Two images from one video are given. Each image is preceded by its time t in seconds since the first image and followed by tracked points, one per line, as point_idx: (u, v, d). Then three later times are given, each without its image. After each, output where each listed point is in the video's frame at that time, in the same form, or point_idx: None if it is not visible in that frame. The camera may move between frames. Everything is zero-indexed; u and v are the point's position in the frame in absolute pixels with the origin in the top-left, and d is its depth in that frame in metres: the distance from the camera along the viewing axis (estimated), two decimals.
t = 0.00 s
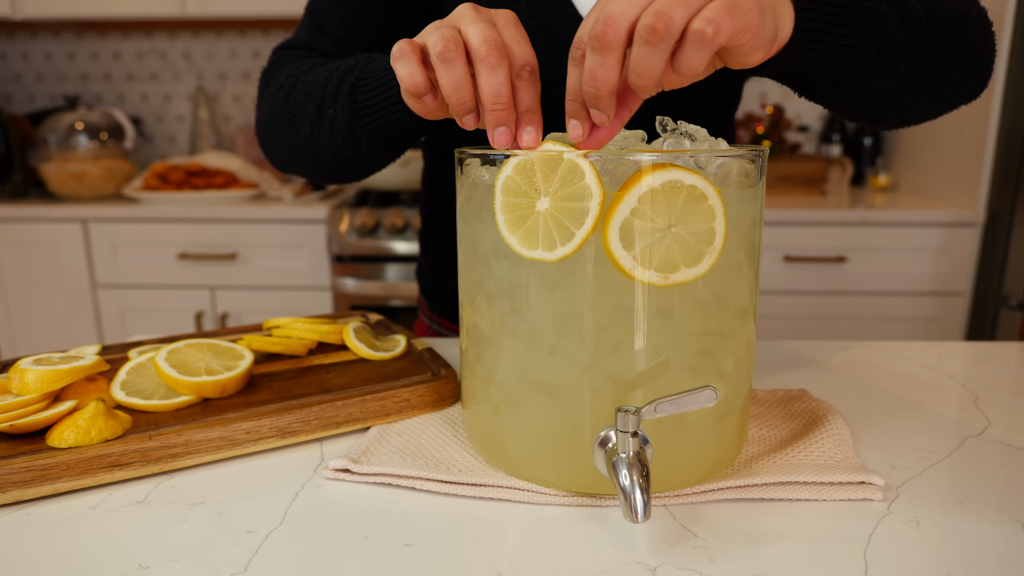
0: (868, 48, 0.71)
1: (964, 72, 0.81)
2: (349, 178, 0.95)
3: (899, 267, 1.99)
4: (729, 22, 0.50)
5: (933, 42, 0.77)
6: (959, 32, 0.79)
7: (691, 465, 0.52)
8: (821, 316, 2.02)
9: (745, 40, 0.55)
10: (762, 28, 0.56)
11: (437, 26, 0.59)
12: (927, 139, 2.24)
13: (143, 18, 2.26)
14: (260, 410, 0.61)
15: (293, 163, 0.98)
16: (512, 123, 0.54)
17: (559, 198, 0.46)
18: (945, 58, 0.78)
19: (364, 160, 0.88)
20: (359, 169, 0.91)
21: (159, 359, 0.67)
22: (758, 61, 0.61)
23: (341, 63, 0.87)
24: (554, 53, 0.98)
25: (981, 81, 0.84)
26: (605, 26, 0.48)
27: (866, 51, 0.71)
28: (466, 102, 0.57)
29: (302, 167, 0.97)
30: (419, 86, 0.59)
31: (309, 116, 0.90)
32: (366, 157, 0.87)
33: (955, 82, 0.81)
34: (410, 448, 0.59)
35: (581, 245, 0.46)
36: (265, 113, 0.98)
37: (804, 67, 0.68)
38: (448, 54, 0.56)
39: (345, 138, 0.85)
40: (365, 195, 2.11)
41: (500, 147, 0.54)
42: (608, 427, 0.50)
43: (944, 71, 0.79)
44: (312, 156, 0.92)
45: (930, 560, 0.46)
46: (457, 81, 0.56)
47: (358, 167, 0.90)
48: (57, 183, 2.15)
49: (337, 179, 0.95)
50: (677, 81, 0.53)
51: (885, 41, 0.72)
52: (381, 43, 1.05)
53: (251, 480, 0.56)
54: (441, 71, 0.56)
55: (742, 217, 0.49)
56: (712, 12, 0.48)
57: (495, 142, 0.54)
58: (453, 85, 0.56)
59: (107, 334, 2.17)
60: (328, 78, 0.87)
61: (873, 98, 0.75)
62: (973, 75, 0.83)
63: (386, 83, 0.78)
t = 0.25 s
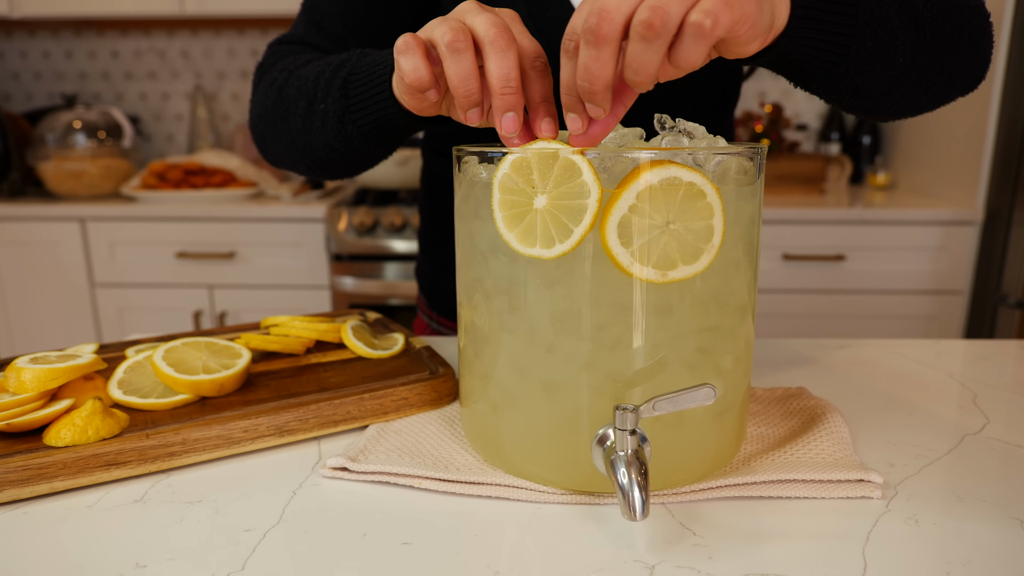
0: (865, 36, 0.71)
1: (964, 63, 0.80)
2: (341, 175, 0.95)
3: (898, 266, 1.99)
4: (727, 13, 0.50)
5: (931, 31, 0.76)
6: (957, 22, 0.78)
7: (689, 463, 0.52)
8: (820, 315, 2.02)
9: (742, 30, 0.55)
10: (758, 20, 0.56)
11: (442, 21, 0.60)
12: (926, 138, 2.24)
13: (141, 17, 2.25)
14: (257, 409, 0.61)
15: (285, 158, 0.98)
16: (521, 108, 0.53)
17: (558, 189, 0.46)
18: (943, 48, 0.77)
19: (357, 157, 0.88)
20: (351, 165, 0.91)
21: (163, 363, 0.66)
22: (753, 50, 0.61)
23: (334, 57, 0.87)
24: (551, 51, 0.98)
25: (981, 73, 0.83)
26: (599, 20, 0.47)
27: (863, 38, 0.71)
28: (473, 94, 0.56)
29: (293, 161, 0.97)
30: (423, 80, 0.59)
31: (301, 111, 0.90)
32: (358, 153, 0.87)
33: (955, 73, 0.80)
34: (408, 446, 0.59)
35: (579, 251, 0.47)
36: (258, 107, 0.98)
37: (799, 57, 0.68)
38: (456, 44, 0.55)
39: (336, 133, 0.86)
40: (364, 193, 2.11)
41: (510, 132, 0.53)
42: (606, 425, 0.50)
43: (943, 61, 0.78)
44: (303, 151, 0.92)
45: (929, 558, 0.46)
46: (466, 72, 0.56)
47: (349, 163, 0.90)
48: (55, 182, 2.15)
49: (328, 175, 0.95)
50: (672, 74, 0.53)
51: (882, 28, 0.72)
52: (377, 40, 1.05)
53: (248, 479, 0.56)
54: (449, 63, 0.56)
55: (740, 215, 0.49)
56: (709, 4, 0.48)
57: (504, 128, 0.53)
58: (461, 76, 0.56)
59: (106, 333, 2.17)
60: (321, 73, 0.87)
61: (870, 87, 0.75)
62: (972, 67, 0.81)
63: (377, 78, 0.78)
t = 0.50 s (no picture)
0: (861, 31, 0.71)
1: (964, 57, 0.78)
2: (336, 171, 0.95)
3: (898, 264, 1.99)
4: (719, 15, 0.49)
5: (929, 25, 0.74)
6: (954, 16, 0.76)
7: (690, 462, 0.52)
8: (820, 313, 2.01)
9: (734, 31, 0.55)
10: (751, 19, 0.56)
11: (442, 22, 0.60)
12: (926, 137, 2.24)
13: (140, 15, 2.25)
14: (257, 408, 0.61)
15: (280, 152, 0.98)
16: (518, 109, 0.53)
17: (557, 186, 0.45)
18: (941, 42, 0.75)
19: (352, 153, 0.88)
20: (346, 162, 0.91)
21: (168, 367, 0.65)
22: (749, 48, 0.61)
23: (331, 53, 0.87)
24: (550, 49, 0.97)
25: (980, 66, 0.82)
26: (591, 25, 0.47)
27: (858, 35, 0.71)
28: (470, 97, 0.56)
29: (289, 155, 0.97)
30: (420, 80, 0.59)
31: (297, 105, 0.90)
32: (355, 150, 0.87)
33: (956, 66, 0.79)
34: (408, 445, 0.59)
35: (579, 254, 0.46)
36: (254, 100, 0.98)
37: (794, 53, 0.69)
38: (456, 48, 0.55)
39: (332, 129, 0.86)
40: (364, 192, 2.11)
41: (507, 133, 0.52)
42: (607, 424, 0.50)
43: (941, 56, 0.76)
44: (299, 145, 0.92)
45: (930, 557, 0.46)
46: (464, 75, 0.55)
47: (345, 159, 0.90)
48: (55, 181, 2.15)
49: (324, 171, 0.95)
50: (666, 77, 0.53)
51: (878, 24, 0.72)
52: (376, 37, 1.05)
53: (248, 478, 0.56)
54: (448, 65, 0.56)
55: (741, 213, 0.49)
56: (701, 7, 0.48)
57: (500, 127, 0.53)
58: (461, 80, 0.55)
59: (106, 332, 2.17)
60: (318, 67, 0.87)
61: (867, 83, 0.75)
62: (972, 61, 0.80)
63: (373, 73, 0.78)
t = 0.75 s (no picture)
0: (867, 25, 0.71)
1: (967, 56, 0.78)
2: (338, 159, 0.95)
3: (899, 260, 1.99)
4: None
5: (935, 22, 0.75)
6: (959, 15, 0.76)
7: (693, 456, 0.51)
8: (821, 309, 2.01)
9: (740, 14, 0.55)
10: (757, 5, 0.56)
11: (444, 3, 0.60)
12: (927, 133, 2.23)
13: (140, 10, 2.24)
14: (259, 402, 0.61)
15: (283, 143, 0.98)
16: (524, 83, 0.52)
17: (559, 178, 0.45)
18: (946, 40, 0.76)
19: (351, 138, 0.88)
20: (346, 149, 0.91)
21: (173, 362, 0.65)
22: (754, 36, 0.61)
23: (329, 40, 0.87)
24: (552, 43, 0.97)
25: (983, 67, 0.81)
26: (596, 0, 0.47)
27: (863, 28, 0.71)
28: (473, 76, 0.55)
29: (290, 146, 0.97)
30: (421, 60, 0.58)
31: (297, 93, 0.89)
32: (355, 135, 0.87)
33: (960, 66, 0.78)
34: (411, 439, 0.59)
35: (581, 247, 0.46)
36: (255, 91, 0.98)
37: (800, 43, 0.68)
38: (460, 25, 0.55)
39: (331, 114, 0.85)
40: (364, 188, 2.10)
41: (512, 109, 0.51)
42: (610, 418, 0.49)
43: (945, 53, 0.76)
44: (300, 134, 0.92)
45: (934, 551, 0.45)
46: (467, 53, 0.55)
47: (345, 146, 0.90)
48: (55, 177, 2.14)
49: (325, 159, 0.95)
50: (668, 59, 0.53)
51: (884, 18, 0.72)
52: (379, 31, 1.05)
53: (250, 471, 0.56)
54: (451, 43, 0.55)
55: (745, 207, 0.49)
56: None
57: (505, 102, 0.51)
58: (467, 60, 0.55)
59: (106, 327, 2.17)
60: (317, 54, 0.87)
61: (873, 78, 0.75)
62: (976, 61, 0.79)
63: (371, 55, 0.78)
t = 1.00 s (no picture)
0: (884, 26, 0.71)
1: (976, 68, 0.77)
2: (338, 145, 0.96)
3: (901, 259, 1.99)
4: None
5: (949, 32, 0.74)
6: (971, 28, 0.75)
7: (698, 453, 0.51)
8: (823, 308, 2.01)
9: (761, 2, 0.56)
10: None
11: None
12: (930, 132, 2.23)
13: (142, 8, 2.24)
14: (263, 399, 0.61)
15: (288, 139, 1.00)
16: None
17: (564, 175, 0.45)
18: (958, 50, 0.75)
19: (344, 113, 0.90)
20: (344, 125, 0.92)
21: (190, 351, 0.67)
22: (779, 19, 0.63)
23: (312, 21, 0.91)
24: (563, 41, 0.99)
25: (991, 80, 0.80)
26: None
27: (880, 30, 0.71)
28: None
29: (294, 139, 0.99)
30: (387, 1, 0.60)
31: (291, 75, 0.93)
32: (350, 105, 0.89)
33: (970, 79, 0.78)
34: (414, 437, 0.59)
35: (585, 244, 0.46)
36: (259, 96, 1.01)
37: (818, 39, 0.70)
38: None
39: (321, 87, 0.87)
40: (366, 186, 2.10)
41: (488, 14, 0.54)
42: (614, 415, 0.49)
43: (955, 64, 0.76)
44: (298, 120, 0.94)
45: (940, 549, 0.45)
46: None
47: (342, 122, 0.91)
48: (57, 174, 2.14)
49: (327, 146, 0.96)
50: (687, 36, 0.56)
51: (901, 22, 0.72)
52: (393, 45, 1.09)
53: (253, 468, 0.56)
54: None
55: (750, 204, 0.49)
56: None
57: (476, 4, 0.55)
58: None
59: (107, 325, 2.17)
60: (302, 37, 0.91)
61: (884, 81, 0.74)
62: (986, 74, 0.78)
63: (352, 16, 0.81)
